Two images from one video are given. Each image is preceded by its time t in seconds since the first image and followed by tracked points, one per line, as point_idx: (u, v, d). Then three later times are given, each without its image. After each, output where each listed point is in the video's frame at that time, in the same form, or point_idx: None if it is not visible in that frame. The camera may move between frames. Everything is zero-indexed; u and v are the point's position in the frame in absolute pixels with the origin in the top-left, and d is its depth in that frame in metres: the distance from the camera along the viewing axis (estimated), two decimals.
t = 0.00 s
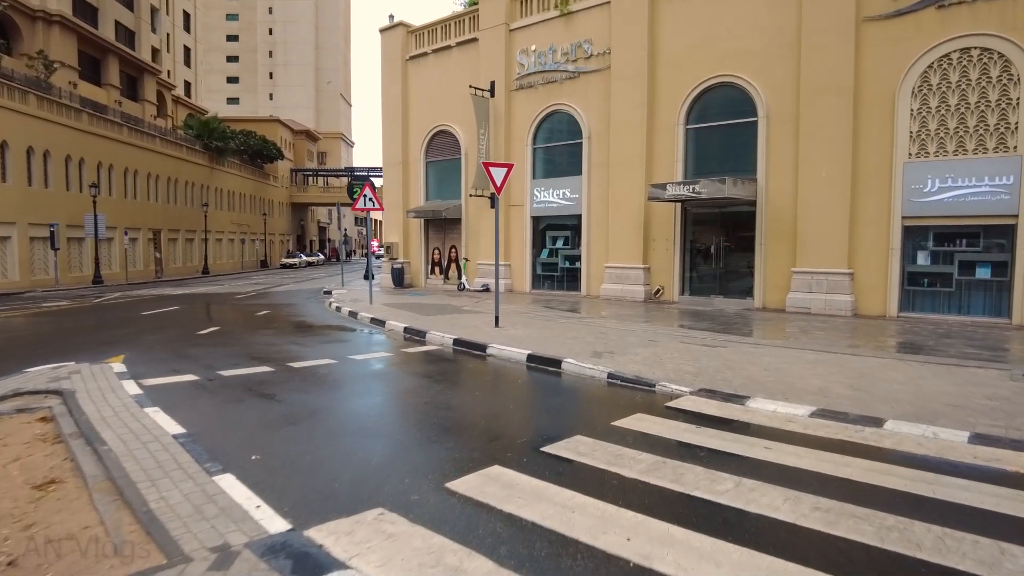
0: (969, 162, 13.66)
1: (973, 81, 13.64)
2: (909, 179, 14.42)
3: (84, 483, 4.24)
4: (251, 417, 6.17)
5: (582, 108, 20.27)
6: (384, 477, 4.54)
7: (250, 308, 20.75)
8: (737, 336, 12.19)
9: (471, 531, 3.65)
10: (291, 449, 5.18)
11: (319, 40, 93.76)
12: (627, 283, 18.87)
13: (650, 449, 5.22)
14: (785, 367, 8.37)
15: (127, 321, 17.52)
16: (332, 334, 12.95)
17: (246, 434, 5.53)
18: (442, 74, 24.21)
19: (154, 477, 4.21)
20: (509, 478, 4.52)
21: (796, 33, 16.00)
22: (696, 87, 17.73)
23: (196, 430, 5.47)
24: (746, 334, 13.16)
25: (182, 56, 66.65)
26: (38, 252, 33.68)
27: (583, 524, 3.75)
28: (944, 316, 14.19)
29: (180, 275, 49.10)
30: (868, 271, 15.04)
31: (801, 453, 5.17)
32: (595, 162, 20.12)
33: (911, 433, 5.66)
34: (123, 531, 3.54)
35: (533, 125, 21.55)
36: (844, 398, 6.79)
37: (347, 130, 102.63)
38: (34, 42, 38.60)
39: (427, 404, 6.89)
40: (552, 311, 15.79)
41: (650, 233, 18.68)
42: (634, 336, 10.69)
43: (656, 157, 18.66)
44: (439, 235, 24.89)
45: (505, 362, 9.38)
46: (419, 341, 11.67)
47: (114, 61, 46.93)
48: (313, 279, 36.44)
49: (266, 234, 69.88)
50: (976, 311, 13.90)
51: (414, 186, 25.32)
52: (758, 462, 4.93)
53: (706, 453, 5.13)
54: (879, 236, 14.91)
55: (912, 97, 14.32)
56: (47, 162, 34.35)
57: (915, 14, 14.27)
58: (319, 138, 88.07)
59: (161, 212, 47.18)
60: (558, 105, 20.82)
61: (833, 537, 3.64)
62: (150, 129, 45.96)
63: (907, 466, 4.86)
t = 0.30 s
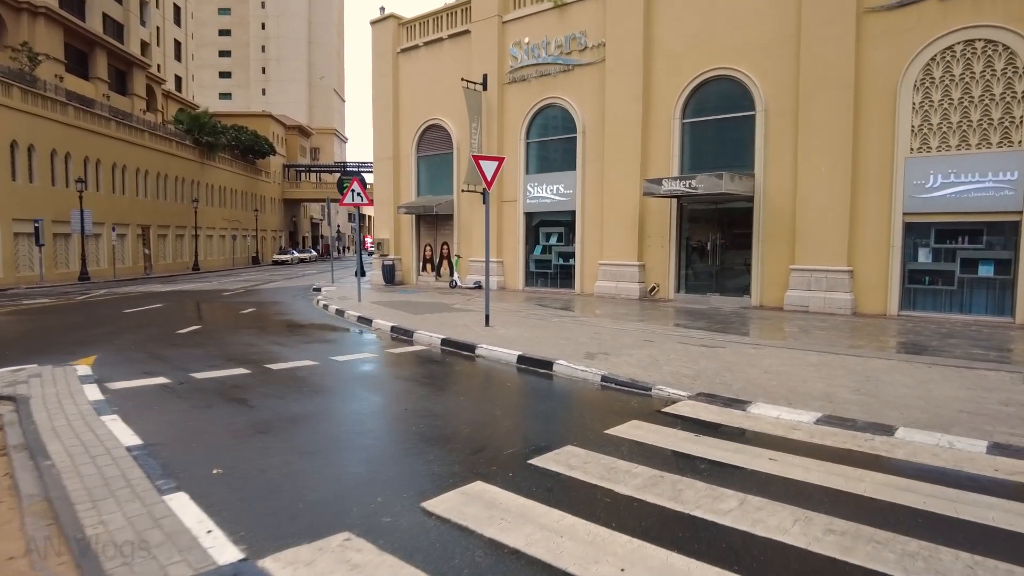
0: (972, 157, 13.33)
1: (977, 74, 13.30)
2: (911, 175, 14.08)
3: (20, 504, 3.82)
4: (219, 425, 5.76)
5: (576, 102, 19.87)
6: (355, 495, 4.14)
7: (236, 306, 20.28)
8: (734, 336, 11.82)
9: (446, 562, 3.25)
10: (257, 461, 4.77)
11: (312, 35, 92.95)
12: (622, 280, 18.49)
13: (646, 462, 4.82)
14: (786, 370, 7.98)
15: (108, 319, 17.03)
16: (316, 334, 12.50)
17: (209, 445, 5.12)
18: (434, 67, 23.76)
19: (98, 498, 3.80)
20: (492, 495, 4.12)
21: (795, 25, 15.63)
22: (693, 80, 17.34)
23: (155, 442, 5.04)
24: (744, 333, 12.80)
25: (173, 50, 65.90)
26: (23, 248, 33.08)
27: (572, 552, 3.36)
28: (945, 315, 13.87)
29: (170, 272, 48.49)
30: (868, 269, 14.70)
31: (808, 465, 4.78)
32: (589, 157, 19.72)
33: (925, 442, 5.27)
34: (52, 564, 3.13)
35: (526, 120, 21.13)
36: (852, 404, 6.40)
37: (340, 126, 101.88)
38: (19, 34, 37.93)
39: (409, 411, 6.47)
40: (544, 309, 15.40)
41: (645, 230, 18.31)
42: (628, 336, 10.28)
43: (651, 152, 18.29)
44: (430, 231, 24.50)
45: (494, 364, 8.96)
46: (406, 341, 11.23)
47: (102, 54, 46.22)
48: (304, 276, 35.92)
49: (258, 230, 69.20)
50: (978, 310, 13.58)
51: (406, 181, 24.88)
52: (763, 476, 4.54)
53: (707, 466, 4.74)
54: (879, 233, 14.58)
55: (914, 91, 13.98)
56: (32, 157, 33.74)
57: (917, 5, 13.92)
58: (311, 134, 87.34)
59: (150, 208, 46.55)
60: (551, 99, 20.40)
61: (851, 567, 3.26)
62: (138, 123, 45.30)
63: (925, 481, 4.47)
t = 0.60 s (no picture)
0: (976, 150, 12.94)
1: (981, 65, 12.91)
2: (912, 169, 13.69)
3: None
4: (174, 435, 5.30)
5: (568, 96, 19.42)
6: (311, 518, 3.70)
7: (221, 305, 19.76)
8: (731, 335, 11.39)
9: None
10: (208, 476, 4.31)
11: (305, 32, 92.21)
12: (616, 278, 18.06)
13: (638, 476, 4.37)
14: (788, 371, 7.55)
15: (86, 319, 16.50)
16: (298, 334, 12.04)
17: (158, 458, 4.66)
18: (424, 61, 23.29)
19: (11, 527, 3.34)
20: (463, 518, 3.67)
21: (793, 14, 15.21)
22: (688, 73, 16.91)
23: (97, 455, 4.59)
24: (741, 332, 12.38)
25: (163, 47, 65.15)
26: (7, 247, 32.46)
27: None
28: (947, 313, 13.49)
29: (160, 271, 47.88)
30: (868, 266, 14.30)
31: (816, 479, 4.35)
32: (582, 152, 19.28)
33: (941, 451, 4.85)
34: None
35: (518, 114, 20.68)
36: (859, 409, 5.97)
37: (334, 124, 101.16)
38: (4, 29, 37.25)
39: (384, 418, 6.01)
40: (536, 308, 14.95)
41: (640, 226, 17.88)
42: (621, 336, 9.84)
43: (645, 146, 17.85)
44: (421, 228, 24.04)
45: (480, 365, 8.51)
46: (390, 341, 10.76)
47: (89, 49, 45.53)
48: (294, 275, 35.38)
49: (250, 228, 68.54)
50: (982, 308, 13.20)
51: (396, 177, 24.39)
52: (767, 493, 4.10)
53: (705, 481, 4.30)
54: (880, 228, 14.18)
55: (915, 82, 13.58)
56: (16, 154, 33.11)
57: None
58: (304, 131, 86.65)
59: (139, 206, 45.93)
60: (544, 93, 19.95)
61: None
62: (127, 120, 44.65)
63: (946, 497, 4.05)
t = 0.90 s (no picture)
0: (983, 146, 12.57)
1: (988, 57, 12.53)
2: (917, 165, 13.32)
3: None
4: (129, 449, 4.88)
5: (564, 92, 19.01)
6: (266, 549, 3.29)
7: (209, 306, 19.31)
8: (731, 338, 10.99)
9: None
10: (158, 498, 3.91)
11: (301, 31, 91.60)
12: (613, 278, 17.66)
13: (635, 498, 3.95)
14: (794, 377, 7.12)
15: (68, 321, 16.03)
16: (282, 336, 11.58)
17: (106, 477, 4.25)
18: (417, 57, 22.86)
19: None
20: (436, 549, 3.27)
21: (794, 7, 14.82)
22: (686, 68, 16.50)
23: (38, 476, 4.19)
24: (741, 333, 11.99)
25: (156, 45, 64.58)
26: None
27: None
28: (953, 314, 13.10)
29: (152, 271, 47.33)
30: (871, 265, 13.93)
31: (830, 500, 3.94)
32: (578, 149, 18.88)
33: (966, 467, 4.43)
34: None
35: (513, 111, 20.27)
36: (872, 418, 5.56)
37: (330, 124, 100.60)
38: None
39: (361, 430, 5.57)
40: (530, 309, 14.54)
41: (637, 225, 17.48)
42: (617, 339, 9.40)
43: (642, 143, 17.45)
44: (414, 228, 23.62)
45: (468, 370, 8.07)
46: (377, 344, 10.31)
47: (79, 47, 44.97)
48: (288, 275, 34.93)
49: (244, 229, 68.00)
50: (989, 308, 12.82)
51: (389, 176, 23.96)
52: (777, 517, 3.70)
53: (709, 503, 3.90)
54: (884, 226, 13.80)
55: (921, 75, 13.19)
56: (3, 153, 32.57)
57: None
58: (300, 131, 86.09)
59: (131, 206, 45.40)
60: (539, 89, 19.54)
61: None
62: (117, 119, 44.12)
63: (978, 522, 3.62)
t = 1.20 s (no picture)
0: (991, 144, 12.18)
1: (997, 53, 12.15)
2: (923, 163, 12.92)
3: None
4: (78, 468, 4.45)
5: (560, 89, 18.60)
6: None
7: (196, 308, 18.82)
8: (732, 341, 10.57)
9: None
10: (98, 528, 3.49)
11: (297, 30, 91.01)
12: (610, 280, 17.23)
13: (634, 528, 3.52)
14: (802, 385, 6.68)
15: (48, 323, 15.54)
16: (265, 340, 11.11)
17: (46, 502, 3.82)
18: (411, 54, 22.42)
19: None
20: None
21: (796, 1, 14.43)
22: (685, 64, 16.10)
23: None
24: (742, 337, 11.57)
25: (150, 44, 64.01)
26: None
27: None
28: (960, 317, 12.72)
29: (144, 272, 46.79)
30: (875, 267, 13.53)
31: (852, 529, 3.53)
32: (574, 147, 18.47)
33: (999, 491, 4.02)
34: None
35: (508, 108, 19.86)
36: (888, 432, 5.14)
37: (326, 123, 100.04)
38: None
39: (336, 445, 5.15)
40: (525, 311, 14.11)
41: (635, 224, 17.07)
42: (614, 344, 8.95)
43: (640, 141, 17.04)
44: (408, 228, 23.16)
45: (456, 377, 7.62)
46: (363, 349, 9.86)
47: (70, 44, 44.42)
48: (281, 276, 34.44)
49: (239, 228, 67.46)
50: (997, 311, 12.44)
51: (382, 174, 23.52)
52: (793, 551, 3.29)
53: (716, 533, 3.48)
54: (888, 226, 13.41)
55: (927, 71, 12.80)
56: None
57: None
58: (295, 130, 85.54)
59: (123, 205, 44.87)
60: (535, 86, 19.13)
61: None
62: (109, 117, 43.58)
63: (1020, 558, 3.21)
